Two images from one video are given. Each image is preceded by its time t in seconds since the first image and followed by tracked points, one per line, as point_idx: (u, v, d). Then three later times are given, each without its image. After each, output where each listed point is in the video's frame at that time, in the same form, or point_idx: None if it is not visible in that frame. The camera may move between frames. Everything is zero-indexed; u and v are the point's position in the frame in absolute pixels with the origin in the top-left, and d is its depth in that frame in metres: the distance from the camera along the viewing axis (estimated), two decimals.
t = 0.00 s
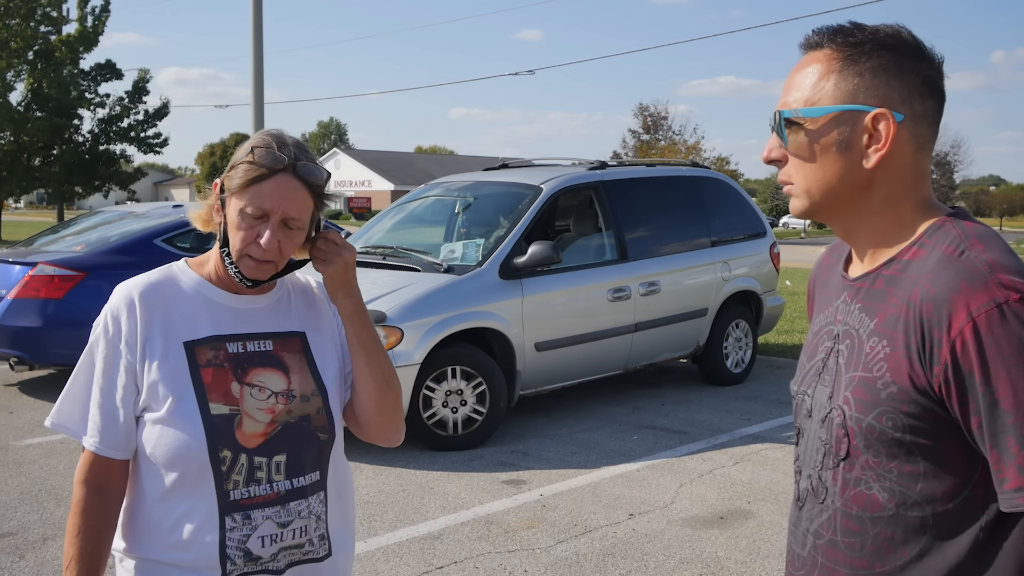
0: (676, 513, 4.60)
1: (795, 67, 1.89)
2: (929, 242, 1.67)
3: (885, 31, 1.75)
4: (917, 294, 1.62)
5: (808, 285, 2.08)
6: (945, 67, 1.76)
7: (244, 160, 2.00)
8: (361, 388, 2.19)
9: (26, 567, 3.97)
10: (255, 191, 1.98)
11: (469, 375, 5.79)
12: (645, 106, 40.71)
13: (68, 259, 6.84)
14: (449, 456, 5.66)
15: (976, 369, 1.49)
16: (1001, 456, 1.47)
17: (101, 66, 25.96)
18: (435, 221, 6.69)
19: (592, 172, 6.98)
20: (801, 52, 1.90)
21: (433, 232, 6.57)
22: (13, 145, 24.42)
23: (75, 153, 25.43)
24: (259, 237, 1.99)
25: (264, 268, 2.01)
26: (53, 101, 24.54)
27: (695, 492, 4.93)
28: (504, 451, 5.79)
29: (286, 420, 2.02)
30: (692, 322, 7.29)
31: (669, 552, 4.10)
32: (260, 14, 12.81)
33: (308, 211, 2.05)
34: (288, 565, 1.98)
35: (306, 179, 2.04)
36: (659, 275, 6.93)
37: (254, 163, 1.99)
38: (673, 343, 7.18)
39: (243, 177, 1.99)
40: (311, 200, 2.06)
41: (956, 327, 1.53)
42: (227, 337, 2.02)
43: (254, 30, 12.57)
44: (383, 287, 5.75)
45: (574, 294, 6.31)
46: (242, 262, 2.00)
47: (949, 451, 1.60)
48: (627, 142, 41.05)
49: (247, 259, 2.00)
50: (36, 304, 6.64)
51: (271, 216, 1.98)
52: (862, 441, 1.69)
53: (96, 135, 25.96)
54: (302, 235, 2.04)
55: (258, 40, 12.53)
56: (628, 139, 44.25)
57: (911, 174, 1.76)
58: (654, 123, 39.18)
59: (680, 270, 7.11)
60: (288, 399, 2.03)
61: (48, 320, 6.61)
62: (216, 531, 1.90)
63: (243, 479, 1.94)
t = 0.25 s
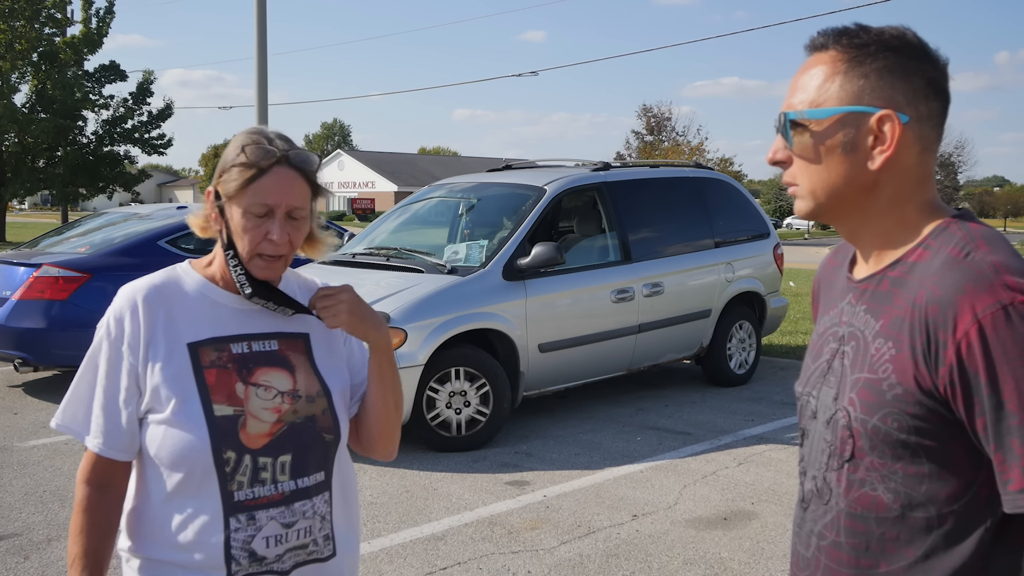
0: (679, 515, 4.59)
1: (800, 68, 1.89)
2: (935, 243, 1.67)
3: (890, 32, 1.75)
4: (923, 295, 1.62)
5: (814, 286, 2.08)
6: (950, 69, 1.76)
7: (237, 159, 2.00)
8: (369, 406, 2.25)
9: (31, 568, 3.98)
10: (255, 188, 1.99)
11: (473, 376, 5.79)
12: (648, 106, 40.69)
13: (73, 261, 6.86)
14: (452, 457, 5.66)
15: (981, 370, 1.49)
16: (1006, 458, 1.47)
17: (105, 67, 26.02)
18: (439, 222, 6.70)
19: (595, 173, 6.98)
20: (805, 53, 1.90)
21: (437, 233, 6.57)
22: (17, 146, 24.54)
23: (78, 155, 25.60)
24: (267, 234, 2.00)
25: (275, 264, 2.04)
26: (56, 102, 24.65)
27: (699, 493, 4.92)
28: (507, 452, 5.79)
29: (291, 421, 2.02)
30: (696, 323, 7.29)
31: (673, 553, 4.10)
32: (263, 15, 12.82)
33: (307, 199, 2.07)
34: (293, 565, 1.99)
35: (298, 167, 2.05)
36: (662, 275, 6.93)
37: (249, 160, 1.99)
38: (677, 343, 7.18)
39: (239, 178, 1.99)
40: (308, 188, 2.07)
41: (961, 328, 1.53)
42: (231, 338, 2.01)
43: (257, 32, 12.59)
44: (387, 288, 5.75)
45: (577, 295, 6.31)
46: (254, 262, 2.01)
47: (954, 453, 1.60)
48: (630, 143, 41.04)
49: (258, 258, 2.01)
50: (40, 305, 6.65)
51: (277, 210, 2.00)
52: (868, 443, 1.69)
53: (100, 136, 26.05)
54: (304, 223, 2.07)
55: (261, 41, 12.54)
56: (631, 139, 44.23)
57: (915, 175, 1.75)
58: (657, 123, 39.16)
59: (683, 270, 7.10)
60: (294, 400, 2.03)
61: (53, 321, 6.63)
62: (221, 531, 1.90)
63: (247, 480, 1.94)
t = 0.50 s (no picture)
0: (681, 514, 4.60)
1: (801, 68, 1.89)
2: (936, 243, 1.67)
3: (891, 32, 1.75)
4: (924, 295, 1.62)
5: (814, 285, 2.08)
6: (950, 69, 1.76)
7: (265, 160, 2.01)
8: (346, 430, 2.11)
9: (34, 567, 3.99)
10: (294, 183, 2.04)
11: (475, 376, 5.80)
12: (650, 106, 40.67)
13: (76, 260, 6.87)
14: (454, 456, 5.67)
15: (982, 370, 1.49)
16: (1007, 457, 1.47)
17: (107, 66, 26.07)
18: (441, 222, 6.70)
19: (597, 172, 6.98)
20: (806, 53, 1.90)
21: (439, 232, 6.58)
22: (20, 145, 24.60)
23: (81, 154, 25.66)
24: (315, 223, 2.08)
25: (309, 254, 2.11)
26: (59, 102, 24.72)
27: (700, 493, 4.93)
28: (510, 451, 5.79)
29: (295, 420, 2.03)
30: (698, 323, 7.29)
31: (674, 552, 4.10)
32: (265, 15, 12.84)
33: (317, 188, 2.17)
34: (297, 564, 1.99)
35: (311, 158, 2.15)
36: (664, 275, 6.92)
37: (279, 158, 2.03)
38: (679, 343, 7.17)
39: (276, 174, 2.03)
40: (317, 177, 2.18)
41: (962, 328, 1.53)
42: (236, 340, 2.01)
43: (260, 31, 12.61)
44: (389, 288, 5.75)
45: (579, 295, 6.31)
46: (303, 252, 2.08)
47: (955, 452, 1.60)
48: (633, 142, 41.03)
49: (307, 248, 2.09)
50: (43, 304, 6.66)
51: (318, 199, 2.09)
52: (868, 442, 1.69)
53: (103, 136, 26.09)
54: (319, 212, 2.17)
55: (264, 41, 12.56)
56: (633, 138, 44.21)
57: (917, 174, 1.76)
58: (660, 122, 39.14)
59: (685, 270, 7.10)
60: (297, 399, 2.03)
61: (56, 320, 6.64)
62: (226, 531, 1.91)
63: (251, 481, 1.95)
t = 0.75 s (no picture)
0: (683, 514, 4.60)
1: (803, 70, 1.89)
2: (937, 244, 1.67)
3: (893, 34, 1.75)
4: (925, 296, 1.62)
5: (817, 287, 2.08)
6: (953, 70, 1.76)
7: (282, 156, 2.03)
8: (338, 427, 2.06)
9: (38, 567, 4.00)
10: (310, 178, 2.07)
11: (478, 376, 5.80)
12: (652, 106, 40.66)
13: (79, 261, 6.88)
14: (457, 457, 5.67)
15: (984, 371, 1.49)
16: (1009, 457, 1.47)
17: (111, 67, 26.13)
18: (444, 222, 6.70)
19: (600, 173, 6.98)
20: (809, 55, 1.90)
21: (442, 233, 6.58)
22: (24, 146, 24.66)
23: (84, 155, 25.72)
24: (328, 217, 2.12)
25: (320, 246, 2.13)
26: (63, 103, 24.79)
27: (703, 493, 4.93)
28: (512, 452, 5.79)
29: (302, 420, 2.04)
30: (701, 323, 7.29)
31: (677, 553, 4.10)
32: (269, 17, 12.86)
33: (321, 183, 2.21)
34: (306, 562, 2.00)
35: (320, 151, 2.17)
36: (667, 275, 6.92)
37: (295, 154, 2.05)
38: (682, 343, 7.17)
39: (293, 169, 2.04)
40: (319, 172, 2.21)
41: (965, 329, 1.53)
42: (248, 339, 2.02)
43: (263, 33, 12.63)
44: (392, 288, 5.76)
45: (582, 295, 6.31)
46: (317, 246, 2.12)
47: (958, 453, 1.60)
48: (636, 142, 41.04)
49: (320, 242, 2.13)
50: (47, 305, 6.67)
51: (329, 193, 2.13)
52: (871, 442, 1.69)
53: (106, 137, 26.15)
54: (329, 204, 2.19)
55: (267, 42, 12.58)
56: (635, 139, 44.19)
57: (919, 175, 1.76)
58: (663, 123, 39.11)
59: (688, 270, 7.10)
60: (304, 398, 2.06)
61: (60, 321, 6.65)
62: (238, 530, 1.92)
63: (263, 480, 1.95)
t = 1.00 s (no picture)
0: (685, 512, 4.60)
1: (805, 67, 1.89)
2: (939, 241, 1.67)
3: (896, 31, 1.75)
4: (927, 293, 1.62)
5: (818, 284, 2.08)
6: (955, 68, 1.76)
7: (274, 146, 2.06)
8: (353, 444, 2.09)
9: (40, 564, 4.01)
10: (303, 168, 2.09)
11: (479, 374, 5.81)
12: (654, 104, 40.65)
13: (82, 259, 6.88)
14: (459, 455, 5.68)
15: (985, 367, 1.49)
16: (1010, 455, 1.47)
17: (113, 65, 26.15)
18: (446, 220, 6.71)
19: (602, 171, 6.98)
20: (811, 52, 1.90)
21: (444, 231, 6.58)
22: (26, 144, 24.71)
23: (87, 153, 25.75)
24: (325, 207, 2.12)
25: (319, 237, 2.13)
26: (66, 101, 24.82)
27: (705, 491, 4.93)
28: (514, 450, 5.80)
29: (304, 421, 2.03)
30: (703, 321, 7.29)
31: (679, 550, 4.10)
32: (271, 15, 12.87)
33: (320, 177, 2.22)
34: (306, 564, 2.01)
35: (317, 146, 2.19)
36: (669, 273, 6.92)
37: (288, 144, 2.08)
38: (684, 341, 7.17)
39: (286, 159, 2.06)
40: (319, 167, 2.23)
41: (966, 325, 1.53)
42: (246, 338, 2.02)
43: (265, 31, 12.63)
44: (394, 286, 5.76)
45: (584, 293, 6.32)
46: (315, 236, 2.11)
47: (959, 451, 1.60)
48: (638, 141, 41.03)
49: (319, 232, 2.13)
50: (49, 303, 6.68)
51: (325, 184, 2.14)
52: (872, 440, 1.69)
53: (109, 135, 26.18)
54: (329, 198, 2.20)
55: (270, 40, 12.58)
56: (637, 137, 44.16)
57: (922, 172, 1.76)
58: (665, 121, 39.09)
59: (690, 268, 7.10)
60: (308, 398, 2.04)
61: (62, 319, 6.66)
62: (236, 532, 1.93)
63: (261, 480, 1.96)
